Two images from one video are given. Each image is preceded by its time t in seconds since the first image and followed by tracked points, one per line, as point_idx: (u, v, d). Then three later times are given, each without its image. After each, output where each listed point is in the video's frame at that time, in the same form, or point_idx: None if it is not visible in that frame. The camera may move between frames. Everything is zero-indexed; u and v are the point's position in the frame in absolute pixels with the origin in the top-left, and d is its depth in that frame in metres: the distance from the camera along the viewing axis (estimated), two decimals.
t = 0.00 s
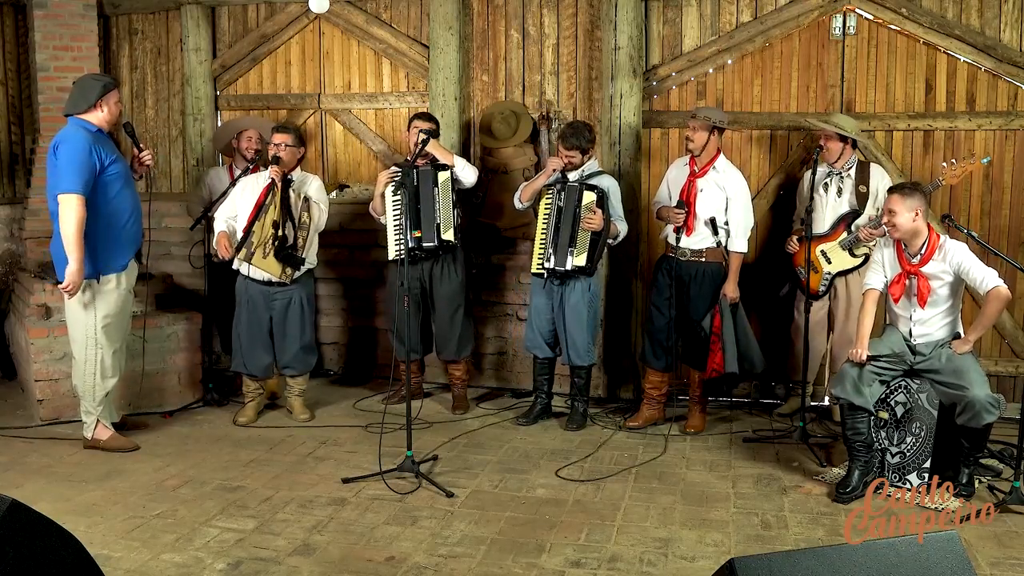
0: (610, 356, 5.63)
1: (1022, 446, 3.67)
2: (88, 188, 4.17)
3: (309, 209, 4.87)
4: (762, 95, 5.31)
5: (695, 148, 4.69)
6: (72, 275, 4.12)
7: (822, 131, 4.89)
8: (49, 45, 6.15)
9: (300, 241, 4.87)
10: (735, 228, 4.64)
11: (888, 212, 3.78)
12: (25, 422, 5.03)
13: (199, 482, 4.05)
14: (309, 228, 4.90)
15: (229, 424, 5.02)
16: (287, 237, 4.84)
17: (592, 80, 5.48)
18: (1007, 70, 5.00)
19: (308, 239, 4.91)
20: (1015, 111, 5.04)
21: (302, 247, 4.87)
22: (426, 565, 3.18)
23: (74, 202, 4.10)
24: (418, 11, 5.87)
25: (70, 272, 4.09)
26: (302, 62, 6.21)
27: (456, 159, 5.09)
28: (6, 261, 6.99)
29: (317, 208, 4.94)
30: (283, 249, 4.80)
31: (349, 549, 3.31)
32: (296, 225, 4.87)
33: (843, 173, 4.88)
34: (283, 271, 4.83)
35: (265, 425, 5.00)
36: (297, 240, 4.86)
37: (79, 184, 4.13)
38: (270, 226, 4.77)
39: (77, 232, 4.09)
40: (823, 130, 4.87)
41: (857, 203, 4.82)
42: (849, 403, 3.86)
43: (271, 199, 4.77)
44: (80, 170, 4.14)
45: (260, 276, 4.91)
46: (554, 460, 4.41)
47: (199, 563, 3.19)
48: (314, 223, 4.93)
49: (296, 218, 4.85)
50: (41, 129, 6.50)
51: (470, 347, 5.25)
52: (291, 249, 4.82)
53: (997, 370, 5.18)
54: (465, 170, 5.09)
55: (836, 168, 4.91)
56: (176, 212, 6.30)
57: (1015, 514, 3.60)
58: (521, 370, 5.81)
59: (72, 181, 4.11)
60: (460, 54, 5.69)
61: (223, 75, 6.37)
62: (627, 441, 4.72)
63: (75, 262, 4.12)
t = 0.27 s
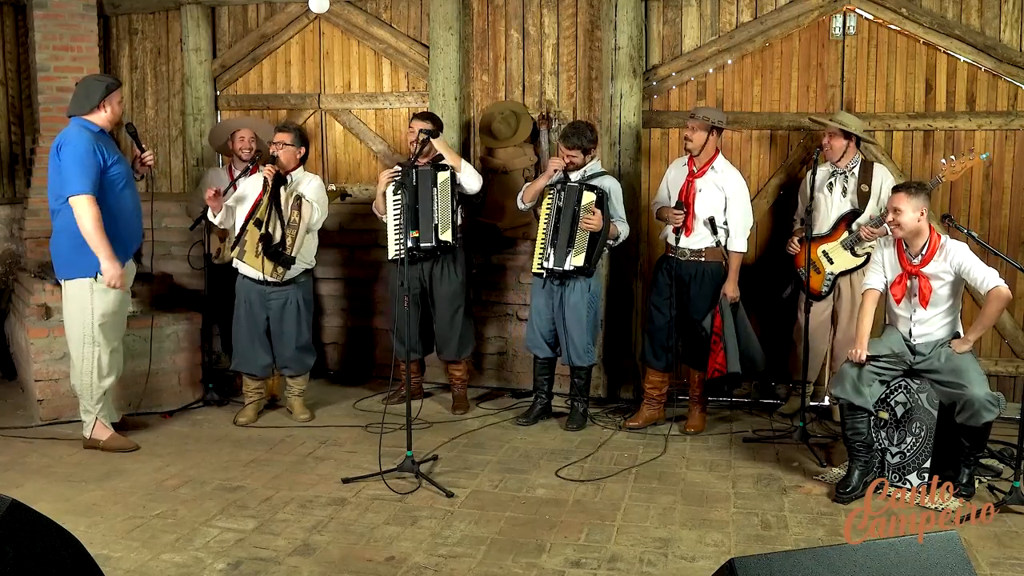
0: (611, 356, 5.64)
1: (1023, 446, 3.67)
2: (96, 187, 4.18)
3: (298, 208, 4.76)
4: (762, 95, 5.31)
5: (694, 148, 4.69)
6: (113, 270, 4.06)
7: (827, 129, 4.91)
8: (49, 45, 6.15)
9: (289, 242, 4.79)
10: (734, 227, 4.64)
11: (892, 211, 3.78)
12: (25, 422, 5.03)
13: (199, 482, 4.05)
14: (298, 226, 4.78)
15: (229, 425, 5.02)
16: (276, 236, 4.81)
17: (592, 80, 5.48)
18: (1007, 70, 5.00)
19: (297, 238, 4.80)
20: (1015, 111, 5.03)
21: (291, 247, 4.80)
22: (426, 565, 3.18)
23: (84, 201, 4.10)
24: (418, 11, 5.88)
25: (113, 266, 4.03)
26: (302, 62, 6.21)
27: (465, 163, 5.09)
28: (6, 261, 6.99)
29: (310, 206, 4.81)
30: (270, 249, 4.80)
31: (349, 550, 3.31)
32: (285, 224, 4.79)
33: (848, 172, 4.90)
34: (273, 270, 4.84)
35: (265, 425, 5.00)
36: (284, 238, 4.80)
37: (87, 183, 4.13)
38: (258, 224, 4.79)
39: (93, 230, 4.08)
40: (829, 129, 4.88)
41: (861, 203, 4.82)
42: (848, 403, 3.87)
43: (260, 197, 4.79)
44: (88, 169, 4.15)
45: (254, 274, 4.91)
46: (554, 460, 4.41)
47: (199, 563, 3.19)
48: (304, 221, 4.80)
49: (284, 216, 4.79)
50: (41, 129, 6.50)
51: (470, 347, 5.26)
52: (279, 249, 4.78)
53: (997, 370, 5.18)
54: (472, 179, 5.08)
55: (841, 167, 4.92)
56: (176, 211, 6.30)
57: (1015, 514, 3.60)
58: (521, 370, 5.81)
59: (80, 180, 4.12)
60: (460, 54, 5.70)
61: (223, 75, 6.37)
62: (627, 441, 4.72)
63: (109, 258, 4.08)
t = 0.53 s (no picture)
0: (612, 357, 5.64)
1: (1022, 446, 3.67)
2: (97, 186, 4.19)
3: (294, 207, 4.75)
4: (762, 95, 5.31)
5: (693, 148, 4.70)
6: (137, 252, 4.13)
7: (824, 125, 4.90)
8: (49, 45, 6.15)
9: (284, 242, 4.77)
10: (732, 228, 4.64)
11: (894, 210, 3.78)
12: (25, 422, 5.03)
13: (200, 482, 4.05)
14: (294, 226, 4.76)
15: (228, 425, 5.02)
16: (272, 236, 4.81)
17: (592, 80, 5.48)
18: (1007, 70, 5.00)
19: (292, 238, 4.78)
20: (1015, 111, 5.03)
21: (287, 247, 4.78)
22: (426, 565, 3.18)
23: (86, 198, 4.12)
24: (418, 11, 5.88)
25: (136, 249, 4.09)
26: (302, 62, 6.20)
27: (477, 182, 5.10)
28: (6, 261, 6.99)
29: (306, 206, 4.78)
30: (265, 248, 4.79)
31: (348, 550, 3.31)
32: (281, 224, 4.78)
33: (846, 171, 4.87)
34: (269, 270, 4.82)
35: (265, 425, 5.00)
36: (279, 238, 4.78)
37: (88, 181, 4.14)
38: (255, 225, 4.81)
39: (103, 223, 4.10)
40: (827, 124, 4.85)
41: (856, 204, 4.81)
42: (848, 403, 3.87)
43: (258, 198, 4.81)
44: (88, 168, 4.16)
45: (252, 275, 4.90)
46: (554, 460, 4.41)
47: (199, 563, 3.19)
48: (300, 221, 4.77)
49: (280, 216, 4.78)
50: (41, 129, 6.49)
51: (470, 348, 5.26)
52: (274, 248, 4.77)
53: (997, 370, 5.18)
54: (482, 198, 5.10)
55: (838, 167, 4.90)
56: (177, 211, 6.30)
57: (1015, 514, 3.60)
58: (521, 370, 5.81)
59: (81, 178, 4.13)
60: (460, 54, 5.70)
61: (223, 75, 6.37)
62: (627, 441, 4.72)
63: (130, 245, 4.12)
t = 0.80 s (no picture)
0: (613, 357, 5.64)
1: (1022, 446, 3.66)
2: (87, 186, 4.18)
3: (294, 208, 4.76)
4: (762, 95, 5.31)
5: (692, 149, 4.70)
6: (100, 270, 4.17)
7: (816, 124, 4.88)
8: (49, 45, 6.14)
9: (285, 243, 4.78)
10: (731, 228, 4.65)
11: (895, 210, 3.79)
12: (25, 422, 5.03)
13: (200, 482, 4.05)
14: (295, 227, 4.77)
15: (228, 425, 5.02)
16: (269, 238, 4.81)
17: (592, 80, 5.48)
18: (1007, 70, 5.00)
19: (293, 239, 4.79)
20: (1015, 111, 5.03)
21: (287, 248, 4.80)
22: (426, 565, 3.18)
23: (74, 200, 4.12)
24: (418, 11, 5.88)
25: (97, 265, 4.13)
26: (302, 62, 6.21)
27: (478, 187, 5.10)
28: (6, 261, 6.98)
29: (306, 206, 4.78)
30: (265, 249, 4.80)
31: (349, 550, 3.31)
32: (281, 225, 4.78)
33: (837, 170, 4.89)
34: (271, 271, 4.83)
35: (265, 425, 5.00)
36: (279, 240, 4.79)
37: (78, 182, 4.14)
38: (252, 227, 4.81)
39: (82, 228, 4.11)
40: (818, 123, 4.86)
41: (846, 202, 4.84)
42: (848, 403, 3.87)
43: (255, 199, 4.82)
44: (79, 168, 4.15)
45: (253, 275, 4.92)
46: (554, 460, 4.41)
47: (199, 563, 3.19)
48: (301, 222, 4.78)
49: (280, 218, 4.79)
50: (41, 129, 6.49)
51: (471, 348, 5.27)
52: (274, 249, 4.79)
53: (997, 370, 5.18)
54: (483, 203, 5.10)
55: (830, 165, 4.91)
56: (177, 212, 6.30)
57: (1015, 514, 3.60)
58: (521, 370, 5.81)
59: (72, 179, 4.13)
60: (460, 54, 5.70)
61: (223, 75, 6.37)
62: (627, 441, 4.72)
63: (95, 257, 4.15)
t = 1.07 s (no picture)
0: (613, 357, 5.64)
1: (1022, 447, 3.66)
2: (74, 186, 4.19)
3: (297, 209, 4.76)
4: (762, 95, 5.31)
5: (692, 149, 4.69)
6: (67, 269, 4.16)
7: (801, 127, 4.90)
8: (49, 45, 6.14)
9: (287, 243, 4.78)
10: (731, 228, 4.65)
11: (895, 210, 3.79)
12: (25, 422, 5.03)
13: (200, 482, 4.05)
14: (297, 228, 4.78)
15: (228, 425, 5.02)
16: (272, 238, 4.81)
17: (592, 80, 5.48)
18: (1007, 70, 5.00)
19: (296, 239, 4.79)
20: (1015, 111, 5.04)
21: (290, 248, 4.79)
22: (426, 565, 3.18)
23: (57, 199, 4.13)
24: (418, 11, 5.88)
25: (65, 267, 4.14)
26: (302, 62, 6.21)
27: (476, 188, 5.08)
28: (6, 261, 6.98)
29: (308, 207, 4.80)
30: (267, 250, 4.80)
31: (349, 550, 3.31)
32: (283, 226, 4.78)
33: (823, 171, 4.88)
34: (274, 272, 4.84)
35: (265, 425, 5.00)
36: (281, 241, 4.79)
37: (65, 180, 4.16)
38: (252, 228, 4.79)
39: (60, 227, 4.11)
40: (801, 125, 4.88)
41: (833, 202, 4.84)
42: (848, 403, 3.87)
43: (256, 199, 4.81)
44: (67, 167, 4.17)
45: (254, 276, 4.91)
46: (554, 460, 4.41)
47: (199, 563, 3.19)
48: (302, 222, 4.79)
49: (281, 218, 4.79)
50: (41, 129, 6.49)
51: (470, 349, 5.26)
52: (276, 250, 4.78)
53: (997, 370, 5.18)
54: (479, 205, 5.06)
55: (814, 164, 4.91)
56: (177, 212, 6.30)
57: (1015, 515, 3.60)
58: (521, 370, 5.81)
59: (59, 178, 4.15)
60: (460, 54, 5.70)
61: (223, 75, 6.37)
62: (627, 441, 4.72)
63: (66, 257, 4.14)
